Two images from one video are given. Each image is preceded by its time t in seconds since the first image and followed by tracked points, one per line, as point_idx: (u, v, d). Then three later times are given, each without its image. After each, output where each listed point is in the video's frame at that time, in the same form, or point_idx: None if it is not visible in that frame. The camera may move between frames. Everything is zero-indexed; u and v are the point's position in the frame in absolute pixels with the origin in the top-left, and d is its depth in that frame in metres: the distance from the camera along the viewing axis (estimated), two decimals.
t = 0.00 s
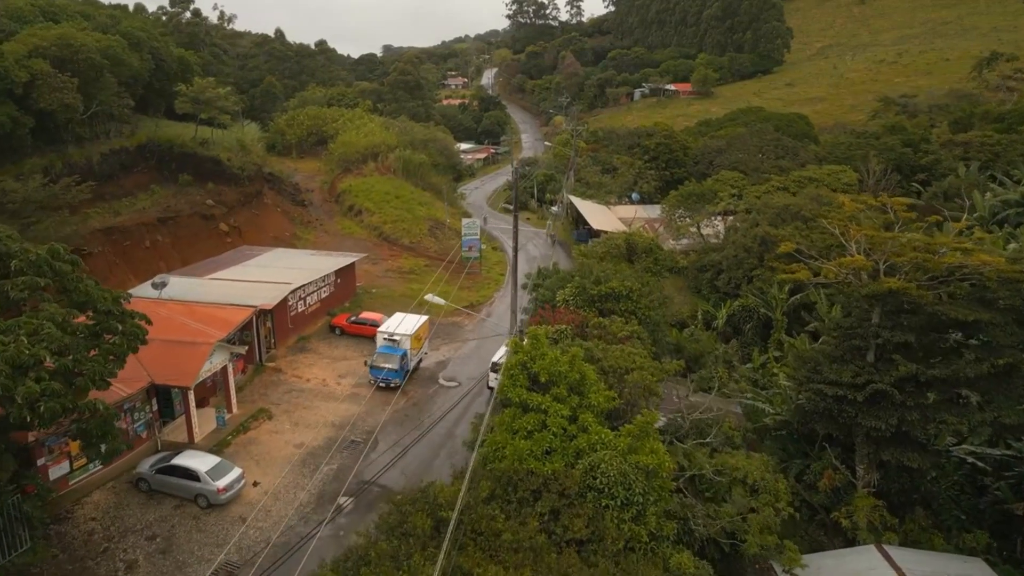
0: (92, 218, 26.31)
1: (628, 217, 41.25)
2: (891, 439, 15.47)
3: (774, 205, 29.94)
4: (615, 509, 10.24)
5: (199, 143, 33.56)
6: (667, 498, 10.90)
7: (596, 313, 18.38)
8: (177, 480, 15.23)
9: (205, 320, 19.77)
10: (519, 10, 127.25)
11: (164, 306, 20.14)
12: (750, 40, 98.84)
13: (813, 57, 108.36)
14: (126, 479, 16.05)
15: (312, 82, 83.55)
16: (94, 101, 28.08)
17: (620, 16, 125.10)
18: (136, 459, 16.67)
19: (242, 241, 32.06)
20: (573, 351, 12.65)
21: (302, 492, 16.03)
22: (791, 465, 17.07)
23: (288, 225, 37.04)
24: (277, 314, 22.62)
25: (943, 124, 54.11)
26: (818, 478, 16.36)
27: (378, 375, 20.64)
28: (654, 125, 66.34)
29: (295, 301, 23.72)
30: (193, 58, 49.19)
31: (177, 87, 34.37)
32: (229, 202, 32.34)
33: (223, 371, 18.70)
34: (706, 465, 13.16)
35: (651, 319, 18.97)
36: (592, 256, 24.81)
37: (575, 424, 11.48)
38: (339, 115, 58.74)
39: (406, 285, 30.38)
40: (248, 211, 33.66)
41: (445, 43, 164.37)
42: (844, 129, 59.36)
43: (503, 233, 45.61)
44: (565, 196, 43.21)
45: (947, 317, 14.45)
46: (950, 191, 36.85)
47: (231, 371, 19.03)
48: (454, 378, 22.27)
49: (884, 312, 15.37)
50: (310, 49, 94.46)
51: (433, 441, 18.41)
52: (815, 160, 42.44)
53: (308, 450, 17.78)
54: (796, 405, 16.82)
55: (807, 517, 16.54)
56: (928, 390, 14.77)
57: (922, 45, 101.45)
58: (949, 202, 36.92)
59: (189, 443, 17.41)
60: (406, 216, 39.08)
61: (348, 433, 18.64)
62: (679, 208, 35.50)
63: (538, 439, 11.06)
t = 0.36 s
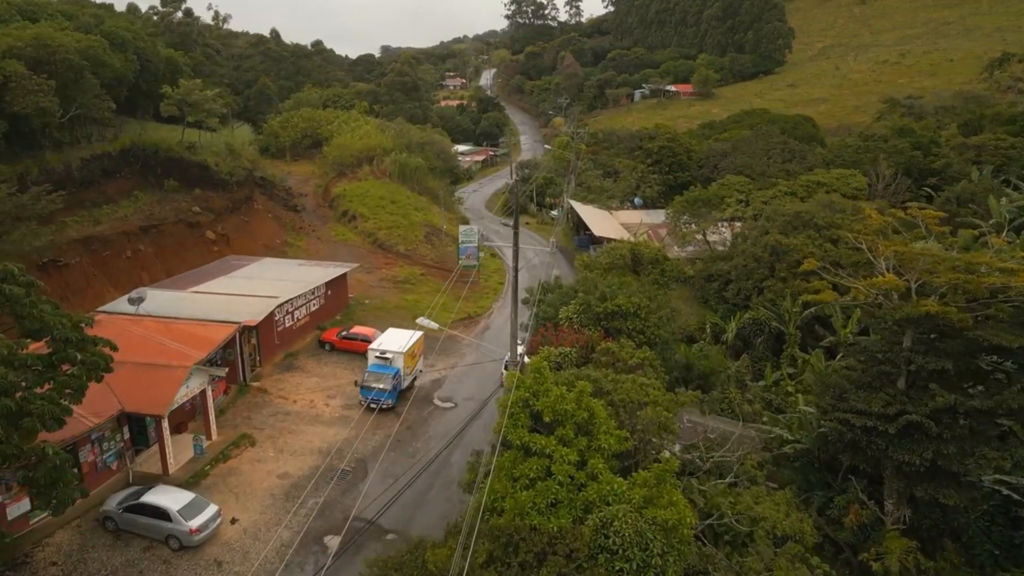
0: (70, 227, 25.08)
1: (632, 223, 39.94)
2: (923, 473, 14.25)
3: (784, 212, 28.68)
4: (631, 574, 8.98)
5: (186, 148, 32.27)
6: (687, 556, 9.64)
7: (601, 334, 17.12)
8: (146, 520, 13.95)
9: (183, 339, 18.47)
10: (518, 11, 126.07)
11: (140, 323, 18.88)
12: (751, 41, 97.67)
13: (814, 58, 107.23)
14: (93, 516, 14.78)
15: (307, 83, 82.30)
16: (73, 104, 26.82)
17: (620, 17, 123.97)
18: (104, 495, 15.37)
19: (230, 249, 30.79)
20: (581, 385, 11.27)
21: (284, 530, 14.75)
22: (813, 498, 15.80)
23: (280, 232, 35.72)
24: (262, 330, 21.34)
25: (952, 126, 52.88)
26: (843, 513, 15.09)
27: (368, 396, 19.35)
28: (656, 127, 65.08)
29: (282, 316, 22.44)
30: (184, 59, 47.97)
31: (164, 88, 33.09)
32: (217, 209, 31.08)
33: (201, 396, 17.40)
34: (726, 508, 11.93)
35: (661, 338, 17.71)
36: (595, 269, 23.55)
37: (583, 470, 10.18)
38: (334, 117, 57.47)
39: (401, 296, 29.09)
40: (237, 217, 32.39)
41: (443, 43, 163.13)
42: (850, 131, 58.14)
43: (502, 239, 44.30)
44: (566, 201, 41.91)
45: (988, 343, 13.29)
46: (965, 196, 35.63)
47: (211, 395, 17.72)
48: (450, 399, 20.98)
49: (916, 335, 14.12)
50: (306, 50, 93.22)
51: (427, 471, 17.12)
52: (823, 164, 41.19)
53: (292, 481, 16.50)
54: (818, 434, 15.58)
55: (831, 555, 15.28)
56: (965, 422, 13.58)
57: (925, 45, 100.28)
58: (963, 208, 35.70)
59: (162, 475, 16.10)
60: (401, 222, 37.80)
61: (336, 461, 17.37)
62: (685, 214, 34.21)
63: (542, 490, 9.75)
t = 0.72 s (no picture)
0: (48, 237, 23.90)
1: (635, 228, 38.77)
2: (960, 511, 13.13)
3: (795, 218, 27.52)
4: None
5: (174, 152, 31.09)
6: None
7: (608, 355, 15.95)
8: (114, 563, 12.77)
9: (161, 360, 17.31)
10: (517, 11, 125.12)
11: (116, 343, 17.74)
12: (753, 42, 96.64)
13: (817, 59, 106.15)
14: (58, 555, 13.62)
15: (304, 84, 81.19)
16: (54, 107, 25.67)
17: (620, 17, 122.89)
18: (72, 531, 14.21)
19: (219, 257, 29.62)
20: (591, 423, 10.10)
21: (265, 571, 13.61)
22: (836, 533, 14.66)
23: (273, 239, 34.57)
24: (248, 346, 20.20)
25: (961, 128, 51.78)
26: (871, 552, 13.94)
27: (359, 419, 18.12)
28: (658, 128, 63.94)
29: (269, 331, 21.30)
30: (175, 61, 46.84)
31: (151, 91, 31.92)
32: (205, 216, 29.92)
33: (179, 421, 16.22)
34: (750, 557, 10.79)
35: (670, 359, 16.53)
36: (599, 281, 22.40)
37: (594, 525, 9.04)
38: (330, 119, 56.29)
39: (397, 306, 27.91)
40: (227, 224, 31.21)
41: (443, 44, 162.07)
42: (856, 133, 57.04)
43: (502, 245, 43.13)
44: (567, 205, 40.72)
45: None
46: (979, 201, 34.54)
47: (190, 420, 16.54)
48: (446, 419, 19.83)
49: (952, 361, 13.10)
50: (303, 50, 92.20)
51: (421, 501, 15.99)
52: (831, 167, 40.08)
53: (276, 514, 15.34)
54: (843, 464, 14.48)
55: None
56: (1008, 458, 12.46)
57: (929, 46, 99.23)
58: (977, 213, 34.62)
59: (135, 509, 14.95)
60: (398, 227, 36.65)
61: (324, 490, 16.25)
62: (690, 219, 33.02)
63: (548, 549, 8.61)
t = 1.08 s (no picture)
0: (19, 250, 22.62)
1: (640, 236, 37.35)
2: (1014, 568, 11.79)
3: (810, 228, 26.08)
4: None
5: (158, 157, 29.67)
6: None
7: (618, 385, 14.54)
8: None
9: (130, 389, 15.92)
10: (517, 12, 123.70)
11: (82, 370, 16.36)
12: (756, 43, 95.27)
13: (820, 60, 104.79)
14: None
15: (300, 85, 79.87)
16: (28, 112, 24.29)
17: (621, 18, 121.52)
18: None
19: (205, 269, 28.23)
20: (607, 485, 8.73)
21: None
22: None
23: (263, 248, 33.21)
24: (228, 369, 18.81)
25: (972, 131, 50.40)
26: None
27: (345, 454, 16.67)
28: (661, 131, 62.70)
29: (252, 352, 19.90)
30: (164, 62, 45.43)
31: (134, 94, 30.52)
32: (190, 225, 28.52)
33: (148, 458, 14.79)
34: None
35: (685, 389, 15.09)
36: (605, 298, 20.97)
37: None
38: (325, 122, 54.87)
39: (391, 320, 26.48)
40: (214, 233, 29.82)
41: (442, 44, 160.61)
42: (864, 136, 55.65)
43: (501, 252, 41.68)
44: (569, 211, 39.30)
45: None
46: (998, 208, 33.17)
47: (160, 456, 15.11)
48: (442, 448, 18.41)
49: (1005, 400, 11.98)
50: (299, 51, 90.88)
51: (412, 546, 14.60)
52: (842, 172, 38.71)
53: (252, 561, 13.93)
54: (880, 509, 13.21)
55: None
56: None
57: (934, 47, 97.90)
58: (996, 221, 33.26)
59: (97, 556, 13.52)
60: (393, 235, 35.25)
61: (306, 532, 14.86)
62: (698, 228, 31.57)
63: None
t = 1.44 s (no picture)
0: None
1: (645, 244, 36.01)
2: None
3: (826, 238, 24.86)
4: None
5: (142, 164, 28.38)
6: None
7: (628, 419, 13.27)
8: None
9: (97, 421, 14.62)
10: (517, 14, 122.38)
11: (46, 400, 15.07)
12: (759, 44, 93.98)
13: (823, 61, 103.59)
14: None
15: (297, 87, 78.66)
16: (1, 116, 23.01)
17: (622, 19, 120.28)
18: None
19: (190, 280, 26.94)
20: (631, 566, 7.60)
21: None
22: None
23: (253, 257, 31.98)
24: (208, 393, 17.54)
25: (984, 135, 49.11)
26: None
27: (330, 494, 15.19)
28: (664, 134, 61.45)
29: (234, 375, 18.60)
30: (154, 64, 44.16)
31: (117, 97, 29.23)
32: (175, 234, 27.27)
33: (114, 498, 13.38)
34: None
35: (702, 422, 13.80)
36: (611, 316, 19.71)
37: None
38: (321, 126, 53.60)
39: (385, 334, 25.17)
40: (200, 243, 28.58)
41: (441, 46, 158.68)
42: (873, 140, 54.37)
43: (501, 259, 40.35)
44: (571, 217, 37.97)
45: None
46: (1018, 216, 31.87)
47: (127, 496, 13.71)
48: (437, 479, 17.12)
49: None
50: (297, 53, 89.68)
51: None
52: (853, 178, 37.43)
53: None
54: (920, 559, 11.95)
55: None
56: None
57: (939, 48, 96.66)
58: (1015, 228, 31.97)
59: None
60: (389, 243, 33.96)
61: None
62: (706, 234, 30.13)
63: None
